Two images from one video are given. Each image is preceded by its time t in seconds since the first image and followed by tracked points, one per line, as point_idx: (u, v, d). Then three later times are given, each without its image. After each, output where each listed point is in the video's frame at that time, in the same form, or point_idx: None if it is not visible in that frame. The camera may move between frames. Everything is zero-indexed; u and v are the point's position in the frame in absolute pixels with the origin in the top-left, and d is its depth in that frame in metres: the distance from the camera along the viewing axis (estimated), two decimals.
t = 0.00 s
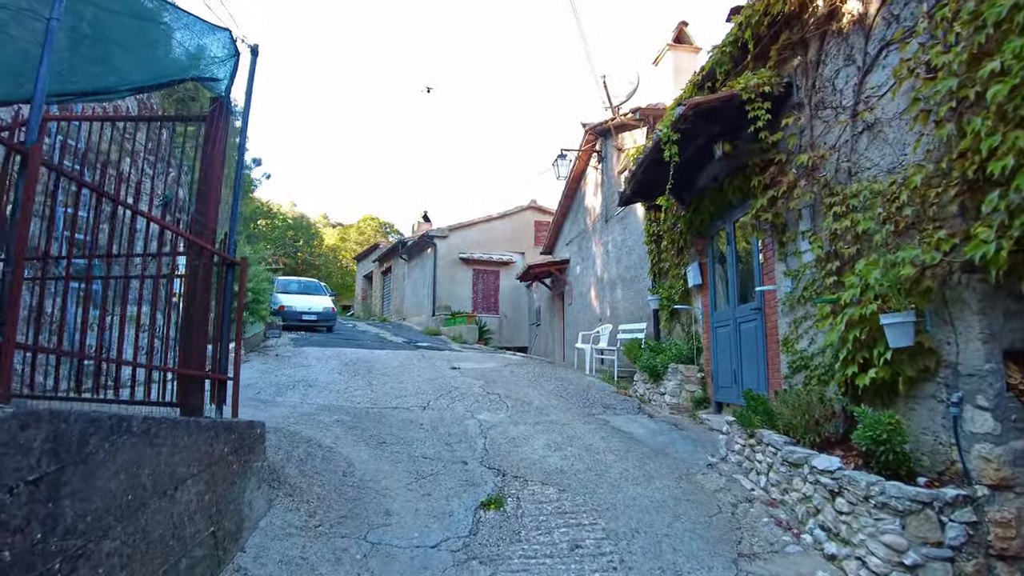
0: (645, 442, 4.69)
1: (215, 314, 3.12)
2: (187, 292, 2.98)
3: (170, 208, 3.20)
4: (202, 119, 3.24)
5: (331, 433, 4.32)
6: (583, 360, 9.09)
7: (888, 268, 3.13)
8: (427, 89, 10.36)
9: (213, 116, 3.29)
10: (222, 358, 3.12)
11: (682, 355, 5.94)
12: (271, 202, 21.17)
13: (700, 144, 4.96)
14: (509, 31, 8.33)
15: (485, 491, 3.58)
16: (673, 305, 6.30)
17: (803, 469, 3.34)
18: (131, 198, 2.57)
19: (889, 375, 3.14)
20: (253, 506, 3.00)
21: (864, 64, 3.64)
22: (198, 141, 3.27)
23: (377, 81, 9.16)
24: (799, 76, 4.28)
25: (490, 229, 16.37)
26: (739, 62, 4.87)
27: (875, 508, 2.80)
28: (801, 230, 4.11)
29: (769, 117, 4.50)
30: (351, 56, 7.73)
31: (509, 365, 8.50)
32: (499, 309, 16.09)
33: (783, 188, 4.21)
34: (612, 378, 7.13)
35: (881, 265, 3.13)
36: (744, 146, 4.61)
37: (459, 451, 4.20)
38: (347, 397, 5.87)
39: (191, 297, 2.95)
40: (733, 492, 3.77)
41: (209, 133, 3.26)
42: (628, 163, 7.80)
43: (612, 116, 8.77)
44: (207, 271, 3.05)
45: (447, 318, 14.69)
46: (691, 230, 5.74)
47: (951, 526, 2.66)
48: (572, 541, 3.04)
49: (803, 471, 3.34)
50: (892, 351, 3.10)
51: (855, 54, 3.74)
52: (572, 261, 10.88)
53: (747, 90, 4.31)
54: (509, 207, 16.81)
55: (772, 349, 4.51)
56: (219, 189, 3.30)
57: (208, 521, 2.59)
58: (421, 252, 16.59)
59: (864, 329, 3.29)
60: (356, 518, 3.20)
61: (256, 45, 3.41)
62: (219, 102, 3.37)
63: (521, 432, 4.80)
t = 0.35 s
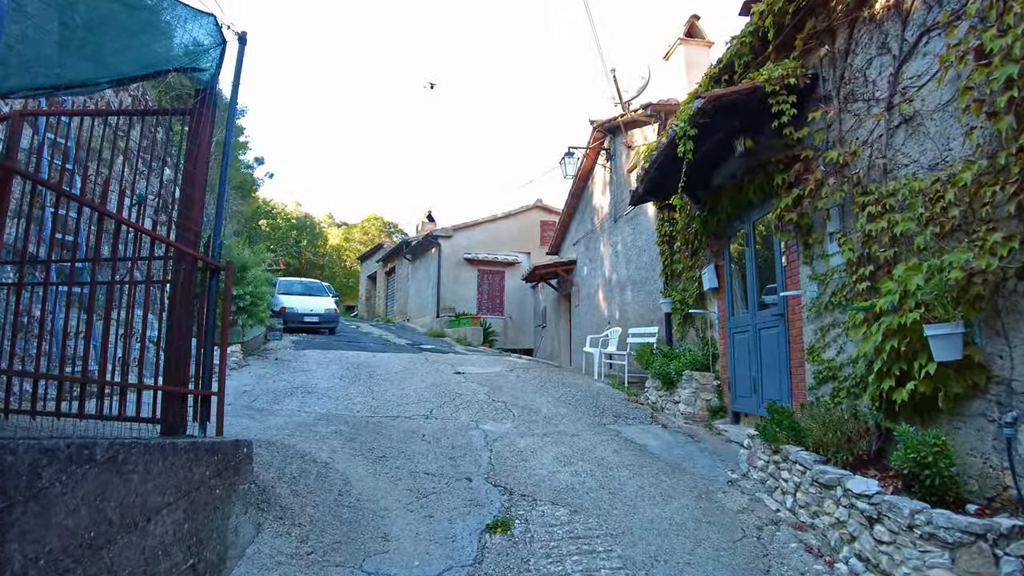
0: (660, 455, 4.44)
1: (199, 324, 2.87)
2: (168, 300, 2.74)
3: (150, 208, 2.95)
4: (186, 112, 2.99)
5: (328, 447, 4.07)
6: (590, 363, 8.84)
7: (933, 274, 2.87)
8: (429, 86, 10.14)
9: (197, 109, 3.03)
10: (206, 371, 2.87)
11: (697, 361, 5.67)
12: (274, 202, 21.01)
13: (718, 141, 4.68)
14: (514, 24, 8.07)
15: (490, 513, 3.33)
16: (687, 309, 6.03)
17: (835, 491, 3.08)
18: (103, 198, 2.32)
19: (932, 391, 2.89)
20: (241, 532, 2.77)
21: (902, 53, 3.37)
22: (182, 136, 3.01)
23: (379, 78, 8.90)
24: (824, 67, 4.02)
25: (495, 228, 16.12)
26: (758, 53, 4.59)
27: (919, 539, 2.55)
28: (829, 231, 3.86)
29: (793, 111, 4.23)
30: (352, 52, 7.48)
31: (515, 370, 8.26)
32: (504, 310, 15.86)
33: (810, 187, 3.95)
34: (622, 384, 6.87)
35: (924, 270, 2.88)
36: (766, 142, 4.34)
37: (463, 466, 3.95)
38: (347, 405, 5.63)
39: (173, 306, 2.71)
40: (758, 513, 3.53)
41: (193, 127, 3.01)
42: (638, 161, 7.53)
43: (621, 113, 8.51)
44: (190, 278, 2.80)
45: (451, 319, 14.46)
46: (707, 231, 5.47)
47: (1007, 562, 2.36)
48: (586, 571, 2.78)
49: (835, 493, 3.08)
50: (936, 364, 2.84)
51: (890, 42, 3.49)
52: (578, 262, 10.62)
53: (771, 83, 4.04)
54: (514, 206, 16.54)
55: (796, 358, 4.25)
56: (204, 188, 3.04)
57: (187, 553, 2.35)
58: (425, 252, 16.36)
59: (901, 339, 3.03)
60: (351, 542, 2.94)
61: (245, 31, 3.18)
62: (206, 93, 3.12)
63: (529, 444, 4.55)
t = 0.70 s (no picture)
0: (676, 467, 4.20)
1: (180, 331, 2.63)
2: (146, 305, 2.50)
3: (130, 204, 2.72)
4: (169, 102, 2.73)
5: (325, 458, 3.85)
6: (597, 367, 8.60)
7: (980, 273, 2.68)
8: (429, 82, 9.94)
9: (182, 99, 2.78)
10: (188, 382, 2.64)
11: (711, 366, 5.44)
12: (275, 204, 20.86)
13: (734, 135, 4.41)
14: (518, 19, 7.84)
15: (497, 533, 3.09)
16: (699, 311, 5.79)
17: (871, 510, 2.84)
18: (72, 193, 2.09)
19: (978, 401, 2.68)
20: (227, 556, 2.52)
21: (938, 38, 3.15)
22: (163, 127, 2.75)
23: (379, 75, 8.68)
24: (848, 55, 3.78)
25: (499, 229, 15.88)
26: (775, 44, 4.37)
27: (972, 566, 2.31)
28: (857, 229, 3.62)
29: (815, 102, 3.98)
30: (351, 48, 7.26)
31: (520, 374, 8.02)
32: (507, 312, 15.62)
33: (836, 181, 3.70)
34: (631, 389, 6.63)
35: (971, 269, 2.70)
36: (787, 134, 4.09)
37: (467, 479, 3.72)
38: (346, 412, 5.40)
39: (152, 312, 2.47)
40: (785, 532, 3.29)
41: (175, 118, 2.74)
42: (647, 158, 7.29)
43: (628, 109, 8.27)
44: (171, 281, 2.57)
45: (454, 322, 14.22)
46: (721, 230, 5.23)
47: None
48: None
49: (871, 511, 2.84)
50: (983, 371, 2.63)
51: (924, 25, 3.25)
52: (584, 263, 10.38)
53: (794, 71, 3.79)
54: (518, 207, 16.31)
55: (819, 363, 4.01)
56: (188, 184, 2.80)
57: None
58: (427, 253, 16.14)
59: (942, 344, 2.80)
60: (345, 567, 2.70)
61: (231, 15, 2.96)
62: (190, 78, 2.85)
63: (537, 454, 4.31)
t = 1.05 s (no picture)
0: (697, 486, 3.93)
1: (158, 349, 2.37)
2: (122, 321, 2.25)
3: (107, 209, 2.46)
4: (149, 95, 2.47)
5: (323, 479, 3.59)
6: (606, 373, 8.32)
7: None
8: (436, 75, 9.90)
9: (162, 91, 2.52)
10: (168, 405, 2.38)
11: (731, 376, 5.16)
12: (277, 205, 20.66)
13: (759, 131, 4.14)
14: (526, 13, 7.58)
15: (510, 565, 2.82)
16: (717, 318, 5.51)
17: (924, 544, 2.57)
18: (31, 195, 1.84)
19: None
20: None
21: (991, 28, 2.91)
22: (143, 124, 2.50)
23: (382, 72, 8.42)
24: (883, 46, 3.53)
25: (504, 230, 15.61)
26: (803, 35, 4.10)
27: None
28: (896, 233, 3.35)
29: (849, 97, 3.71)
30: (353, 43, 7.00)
31: (527, 381, 7.76)
32: (512, 314, 15.36)
33: (874, 181, 3.43)
34: (645, 398, 6.36)
35: None
36: (820, 131, 3.82)
37: (475, 501, 3.47)
38: (346, 424, 5.15)
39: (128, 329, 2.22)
40: (822, 563, 3.02)
41: (157, 114, 2.48)
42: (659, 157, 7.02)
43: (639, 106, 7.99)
44: (149, 294, 2.32)
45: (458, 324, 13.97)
46: (742, 233, 4.96)
47: None
48: None
49: (924, 546, 2.57)
50: None
51: (976, 11, 2.99)
52: (592, 265, 10.11)
53: (829, 62, 3.52)
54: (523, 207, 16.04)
55: (853, 377, 3.73)
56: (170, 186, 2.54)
57: None
58: (431, 255, 15.88)
59: (1004, 360, 2.54)
60: None
61: None
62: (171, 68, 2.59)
63: (550, 471, 4.05)
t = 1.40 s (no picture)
0: (727, 496, 3.70)
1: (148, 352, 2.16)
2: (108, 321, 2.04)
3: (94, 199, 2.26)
4: (137, 74, 2.25)
5: (330, 489, 3.38)
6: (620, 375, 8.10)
7: None
8: (445, 70, 9.77)
9: (153, 69, 2.30)
10: (158, 415, 2.18)
11: (756, 378, 4.92)
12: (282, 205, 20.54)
13: (792, 118, 3.91)
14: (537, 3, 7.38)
15: None
16: (740, 317, 5.27)
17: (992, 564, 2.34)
18: None
19: None
20: None
21: None
22: (132, 107, 2.28)
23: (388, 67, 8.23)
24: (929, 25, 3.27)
25: (511, 229, 15.40)
26: (837, 15, 3.85)
27: None
28: (946, 225, 3.11)
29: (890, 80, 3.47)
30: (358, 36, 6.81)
31: (539, 383, 7.53)
32: (520, 314, 15.15)
33: (921, 169, 3.19)
34: (662, 401, 6.13)
35: None
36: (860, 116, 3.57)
37: (492, 513, 3.25)
38: (353, 428, 4.95)
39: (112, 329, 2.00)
40: None
41: (146, 96, 2.27)
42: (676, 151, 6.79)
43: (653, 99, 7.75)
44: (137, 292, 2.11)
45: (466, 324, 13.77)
46: (769, 228, 4.72)
47: None
48: None
49: (991, 567, 2.34)
50: None
51: None
52: (604, 263, 9.88)
53: (870, 43, 3.28)
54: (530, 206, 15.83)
55: (894, 379, 3.49)
56: (162, 174, 2.33)
57: None
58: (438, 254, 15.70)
59: None
60: None
61: None
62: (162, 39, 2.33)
63: (569, 480, 3.83)
